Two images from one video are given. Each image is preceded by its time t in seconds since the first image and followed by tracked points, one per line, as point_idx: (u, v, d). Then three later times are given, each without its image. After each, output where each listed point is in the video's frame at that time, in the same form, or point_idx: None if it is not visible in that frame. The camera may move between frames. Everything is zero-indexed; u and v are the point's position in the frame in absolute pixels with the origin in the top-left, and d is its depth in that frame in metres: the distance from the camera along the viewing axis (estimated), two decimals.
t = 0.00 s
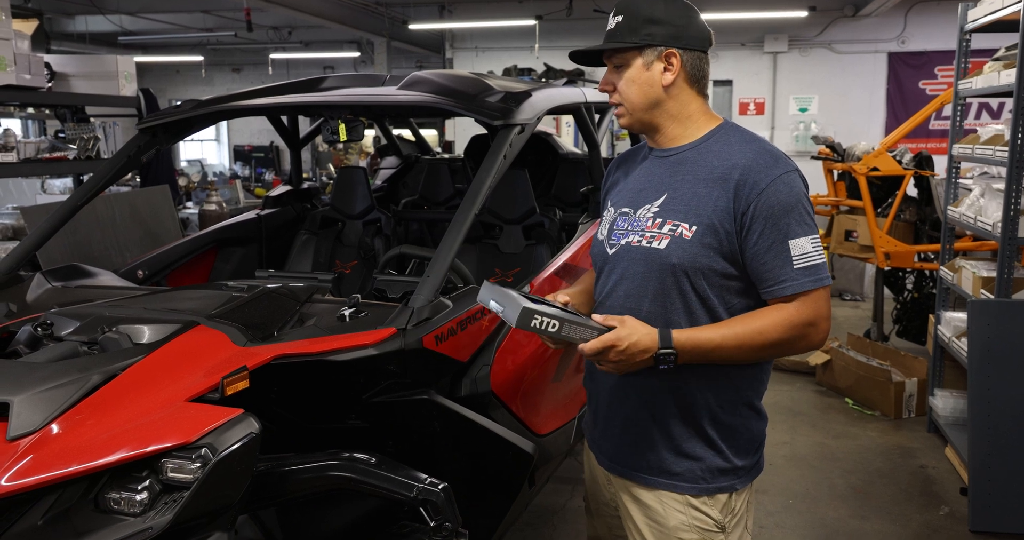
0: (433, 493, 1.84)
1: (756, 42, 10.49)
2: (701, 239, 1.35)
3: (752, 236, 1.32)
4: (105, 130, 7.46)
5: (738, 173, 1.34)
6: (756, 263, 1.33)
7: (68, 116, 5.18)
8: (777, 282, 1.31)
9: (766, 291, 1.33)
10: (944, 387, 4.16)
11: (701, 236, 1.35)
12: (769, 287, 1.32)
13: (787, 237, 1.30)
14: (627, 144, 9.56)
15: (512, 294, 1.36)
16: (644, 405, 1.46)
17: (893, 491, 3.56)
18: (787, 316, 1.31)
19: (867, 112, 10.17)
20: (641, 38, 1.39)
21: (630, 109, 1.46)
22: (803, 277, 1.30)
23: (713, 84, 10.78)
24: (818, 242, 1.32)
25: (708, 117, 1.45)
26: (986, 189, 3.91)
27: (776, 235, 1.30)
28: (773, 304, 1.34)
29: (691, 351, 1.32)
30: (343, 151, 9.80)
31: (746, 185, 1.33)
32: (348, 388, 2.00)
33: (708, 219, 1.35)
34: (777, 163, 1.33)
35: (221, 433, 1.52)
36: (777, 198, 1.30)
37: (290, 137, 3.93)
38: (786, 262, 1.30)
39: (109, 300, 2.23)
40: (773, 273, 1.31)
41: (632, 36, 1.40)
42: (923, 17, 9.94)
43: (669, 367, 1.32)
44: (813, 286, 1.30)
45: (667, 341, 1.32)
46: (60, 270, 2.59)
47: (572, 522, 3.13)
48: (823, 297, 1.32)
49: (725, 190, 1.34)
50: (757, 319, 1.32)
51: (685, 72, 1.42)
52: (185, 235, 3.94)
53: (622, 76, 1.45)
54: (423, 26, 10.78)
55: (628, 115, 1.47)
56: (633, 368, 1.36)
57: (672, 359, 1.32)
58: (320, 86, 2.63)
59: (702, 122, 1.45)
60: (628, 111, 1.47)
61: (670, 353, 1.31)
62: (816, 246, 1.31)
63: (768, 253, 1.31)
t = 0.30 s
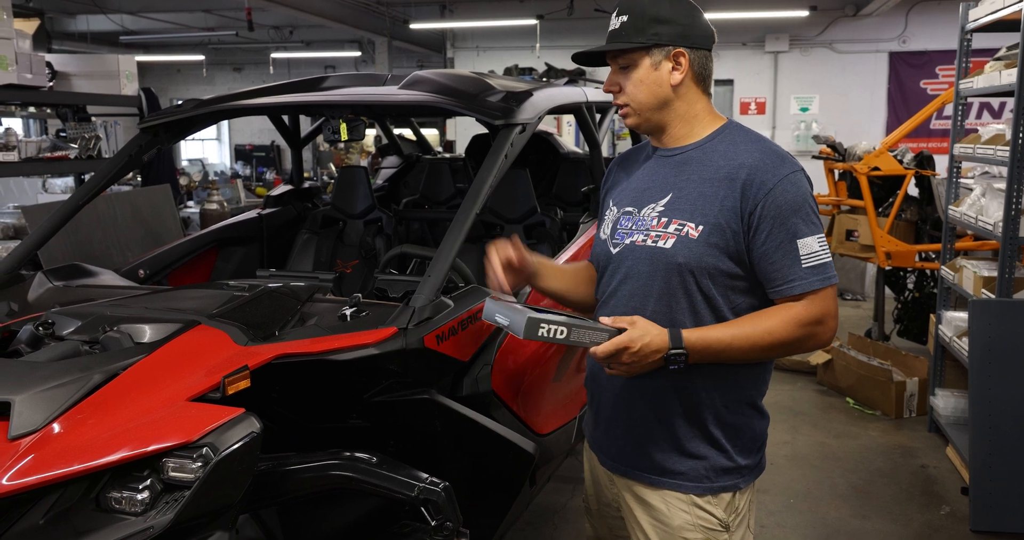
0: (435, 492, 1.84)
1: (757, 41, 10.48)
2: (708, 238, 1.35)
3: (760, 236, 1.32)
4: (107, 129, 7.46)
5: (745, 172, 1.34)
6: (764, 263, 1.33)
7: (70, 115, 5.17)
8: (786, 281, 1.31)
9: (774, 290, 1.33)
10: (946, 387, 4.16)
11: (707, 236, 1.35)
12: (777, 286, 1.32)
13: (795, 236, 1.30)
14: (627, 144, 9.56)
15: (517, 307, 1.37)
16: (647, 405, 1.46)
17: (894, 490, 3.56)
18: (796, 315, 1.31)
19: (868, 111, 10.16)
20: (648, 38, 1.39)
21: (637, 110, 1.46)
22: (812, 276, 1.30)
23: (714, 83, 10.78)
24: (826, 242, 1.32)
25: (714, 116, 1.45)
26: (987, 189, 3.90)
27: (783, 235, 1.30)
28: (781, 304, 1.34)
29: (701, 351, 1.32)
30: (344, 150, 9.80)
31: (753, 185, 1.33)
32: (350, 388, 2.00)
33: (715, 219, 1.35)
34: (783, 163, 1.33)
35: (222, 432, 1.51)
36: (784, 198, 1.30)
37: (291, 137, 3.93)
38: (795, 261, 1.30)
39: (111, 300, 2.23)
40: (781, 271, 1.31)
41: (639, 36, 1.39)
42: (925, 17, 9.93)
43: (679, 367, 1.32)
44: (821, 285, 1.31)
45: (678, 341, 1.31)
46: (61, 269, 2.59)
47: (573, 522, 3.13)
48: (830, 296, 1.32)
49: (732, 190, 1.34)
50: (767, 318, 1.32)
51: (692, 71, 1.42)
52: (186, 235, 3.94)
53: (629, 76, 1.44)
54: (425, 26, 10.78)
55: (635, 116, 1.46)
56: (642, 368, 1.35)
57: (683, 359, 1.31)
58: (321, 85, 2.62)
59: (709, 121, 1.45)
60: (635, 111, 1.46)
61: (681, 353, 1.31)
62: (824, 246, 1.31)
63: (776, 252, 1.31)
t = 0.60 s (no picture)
0: (435, 492, 1.84)
1: (758, 41, 10.48)
2: (710, 237, 1.35)
3: (762, 234, 1.32)
4: (108, 129, 7.46)
5: (747, 171, 1.34)
6: (766, 261, 1.33)
7: (70, 115, 5.17)
8: (789, 280, 1.31)
9: (776, 289, 1.33)
10: (946, 387, 4.15)
11: (710, 235, 1.35)
12: (779, 284, 1.32)
13: (797, 235, 1.30)
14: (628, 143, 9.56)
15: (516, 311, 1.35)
16: (647, 405, 1.45)
17: (894, 490, 3.55)
18: (799, 313, 1.31)
19: (868, 111, 10.16)
20: (678, 36, 1.36)
21: (657, 108, 1.42)
22: (814, 274, 1.30)
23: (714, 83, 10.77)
24: (827, 240, 1.33)
25: (721, 117, 1.46)
26: (987, 189, 3.90)
27: (786, 233, 1.30)
28: (783, 302, 1.34)
29: (706, 350, 1.31)
30: (345, 150, 9.81)
31: (756, 184, 1.33)
32: (350, 387, 2.00)
33: (717, 218, 1.35)
34: (785, 162, 1.33)
35: (222, 432, 1.51)
36: (786, 197, 1.30)
37: (291, 136, 3.93)
38: (797, 260, 1.30)
39: (111, 299, 2.23)
40: (784, 270, 1.31)
41: (669, 33, 1.36)
42: (925, 17, 9.92)
43: (684, 366, 1.32)
44: (822, 284, 1.31)
45: (683, 340, 1.31)
46: (62, 269, 2.59)
47: (572, 521, 3.13)
48: (832, 294, 1.32)
49: (734, 189, 1.34)
50: (770, 317, 1.32)
51: (708, 73, 1.43)
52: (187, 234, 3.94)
53: (652, 73, 1.40)
54: (426, 26, 10.79)
55: (654, 115, 1.42)
56: (647, 368, 1.35)
57: (687, 358, 1.31)
58: (322, 85, 2.62)
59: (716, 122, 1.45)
60: (655, 109, 1.42)
61: (686, 352, 1.30)
62: (825, 244, 1.32)
63: (779, 251, 1.31)
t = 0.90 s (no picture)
0: (435, 492, 1.84)
1: (758, 42, 10.48)
2: (710, 238, 1.35)
3: (763, 234, 1.32)
4: (108, 129, 7.47)
5: (747, 172, 1.34)
6: (767, 261, 1.33)
7: (70, 115, 5.17)
8: (790, 279, 1.31)
9: (778, 288, 1.33)
10: (946, 387, 4.16)
11: (710, 235, 1.35)
12: (781, 284, 1.32)
13: (798, 234, 1.30)
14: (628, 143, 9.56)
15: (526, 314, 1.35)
16: (647, 405, 1.46)
17: (894, 490, 3.55)
18: (801, 312, 1.31)
19: (868, 111, 10.16)
20: (698, 33, 1.38)
21: (677, 105, 1.40)
22: (815, 273, 1.30)
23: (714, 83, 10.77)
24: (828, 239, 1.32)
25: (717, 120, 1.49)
26: (987, 189, 3.90)
27: (786, 233, 1.30)
28: (785, 301, 1.34)
29: (709, 351, 1.31)
30: (345, 149, 9.82)
31: (756, 184, 1.33)
32: (350, 387, 2.00)
33: (717, 219, 1.35)
34: (785, 162, 1.33)
35: (222, 431, 1.51)
36: (787, 197, 1.31)
37: (291, 136, 3.92)
38: (798, 259, 1.30)
39: (111, 299, 2.23)
40: (785, 270, 1.31)
41: (691, 29, 1.37)
42: (925, 17, 9.92)
43: (689, 368, 1.32)
44: (824, 283, 1.31)
45: (687, 341, 1.30)
46: (61, 268, 2.58)
47: (572, 521, 3.13)
48: (833, 292, 1.32)
49: (734, 189, 1.34)
50: (773, 317, 1.32)
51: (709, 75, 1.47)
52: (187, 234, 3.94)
53: (674, 70, 1.39)
54: (426, 26, 10.78)
55: (675, 111, 1.40)
56: (651, 370, 1.35)
57: (692, 359, 1.31)
58: (322, 85, 2.62)
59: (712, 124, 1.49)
60: (676, 106, 1.40)
61: (691, 353, 1.30)
62: (825, 243, 1.32)
63: (780, 250, 1.31)
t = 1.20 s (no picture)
0: (435, 492, 1.84)
1: (758, 42, 10.48)
2: (711, 239, 1.35)
3: (763, 236, 1.32)
4: (108, 129, 7.46)
5: (747, 174, 1.34)
6: (767, 263, 1.33)
7: (70, 114, 5.15)
8: (790, 281, 1.31)
9: (777, 290, 1.33)
10: (946, 387, 4.16)
11: (710, 236, 1.35)
12: (780, 286, 1.32)
13: (798, 236, 1.30)
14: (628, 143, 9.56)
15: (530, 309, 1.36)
16: (646, 405, 1.46)
17: (894, 490, 3.55)
18: (800, 314, 1.31)
19: (868, 111, 10.16)
20: (701, 35, 1.38)
21: (681, 107, 1.40)
22: (814, 275, 1.30)
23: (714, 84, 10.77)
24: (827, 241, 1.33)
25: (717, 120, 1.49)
26: (987, 189, 3.90)
27: (787, 235, 1.30)
28: (785, 303, 1.34)
29: (710, 352, 1.31)
30: (345, 149, 9.82)
31: (757, 185, 1.33)
32: (351, 387, 2.00)
33: (718, 220, 1.35)
34: (785, 164, 1.33)
35: (222, 431, 1.51)
36: (787, 199, 1.31)
37: (291, 136, 3.92)
38: (798, 261, 1.30)
39: (110, 299, 2.22)
40: (785, 272, 1.31)
41: (694, 31, 1.37)
42: (925, 17, 9.92)
43: (688, 369, 1.32)
44: (823, 285, 1.31)
45: (687, 343, 1.30)
46: (61, 268, 2.58)
47: (572, 522, 3.13)
48: (832, 295, 1.32)
49: (735, 190, 1.34)
50: (773, 319, 1.32)
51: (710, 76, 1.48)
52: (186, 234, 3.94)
53: (678, 72, 1.39)
54: (426, 26, 10.78)
55: (678, 113, 1.40)
56: (651, 371, 1.35)
57: (692, 361, 1.31)
58: (322, 85, 2.62)
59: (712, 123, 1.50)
60: (681, 108, 1.41)
61: (691, 354, 1.30)
62: (824, 245, 1.32)
63: (780, 252, 1.31)
